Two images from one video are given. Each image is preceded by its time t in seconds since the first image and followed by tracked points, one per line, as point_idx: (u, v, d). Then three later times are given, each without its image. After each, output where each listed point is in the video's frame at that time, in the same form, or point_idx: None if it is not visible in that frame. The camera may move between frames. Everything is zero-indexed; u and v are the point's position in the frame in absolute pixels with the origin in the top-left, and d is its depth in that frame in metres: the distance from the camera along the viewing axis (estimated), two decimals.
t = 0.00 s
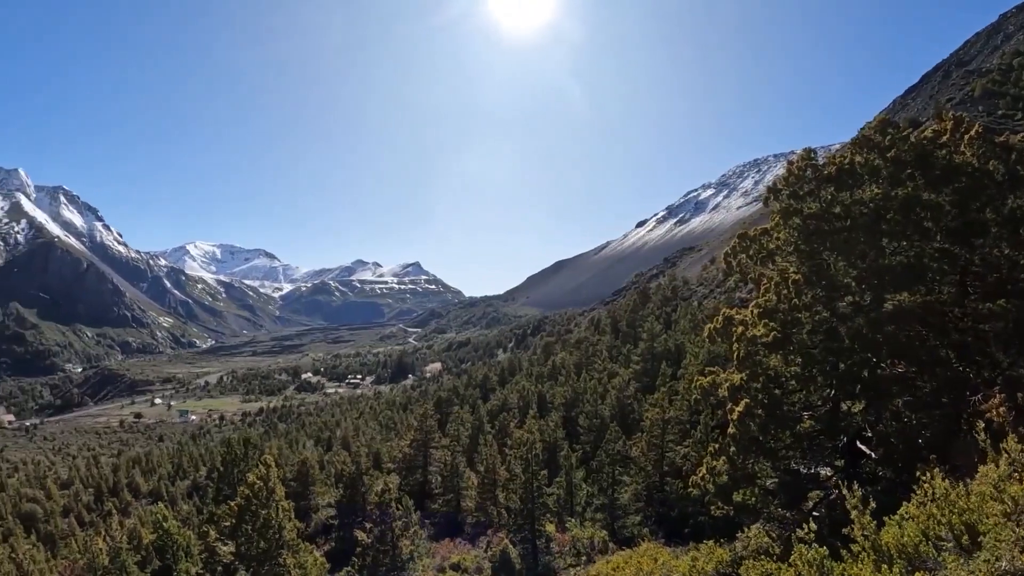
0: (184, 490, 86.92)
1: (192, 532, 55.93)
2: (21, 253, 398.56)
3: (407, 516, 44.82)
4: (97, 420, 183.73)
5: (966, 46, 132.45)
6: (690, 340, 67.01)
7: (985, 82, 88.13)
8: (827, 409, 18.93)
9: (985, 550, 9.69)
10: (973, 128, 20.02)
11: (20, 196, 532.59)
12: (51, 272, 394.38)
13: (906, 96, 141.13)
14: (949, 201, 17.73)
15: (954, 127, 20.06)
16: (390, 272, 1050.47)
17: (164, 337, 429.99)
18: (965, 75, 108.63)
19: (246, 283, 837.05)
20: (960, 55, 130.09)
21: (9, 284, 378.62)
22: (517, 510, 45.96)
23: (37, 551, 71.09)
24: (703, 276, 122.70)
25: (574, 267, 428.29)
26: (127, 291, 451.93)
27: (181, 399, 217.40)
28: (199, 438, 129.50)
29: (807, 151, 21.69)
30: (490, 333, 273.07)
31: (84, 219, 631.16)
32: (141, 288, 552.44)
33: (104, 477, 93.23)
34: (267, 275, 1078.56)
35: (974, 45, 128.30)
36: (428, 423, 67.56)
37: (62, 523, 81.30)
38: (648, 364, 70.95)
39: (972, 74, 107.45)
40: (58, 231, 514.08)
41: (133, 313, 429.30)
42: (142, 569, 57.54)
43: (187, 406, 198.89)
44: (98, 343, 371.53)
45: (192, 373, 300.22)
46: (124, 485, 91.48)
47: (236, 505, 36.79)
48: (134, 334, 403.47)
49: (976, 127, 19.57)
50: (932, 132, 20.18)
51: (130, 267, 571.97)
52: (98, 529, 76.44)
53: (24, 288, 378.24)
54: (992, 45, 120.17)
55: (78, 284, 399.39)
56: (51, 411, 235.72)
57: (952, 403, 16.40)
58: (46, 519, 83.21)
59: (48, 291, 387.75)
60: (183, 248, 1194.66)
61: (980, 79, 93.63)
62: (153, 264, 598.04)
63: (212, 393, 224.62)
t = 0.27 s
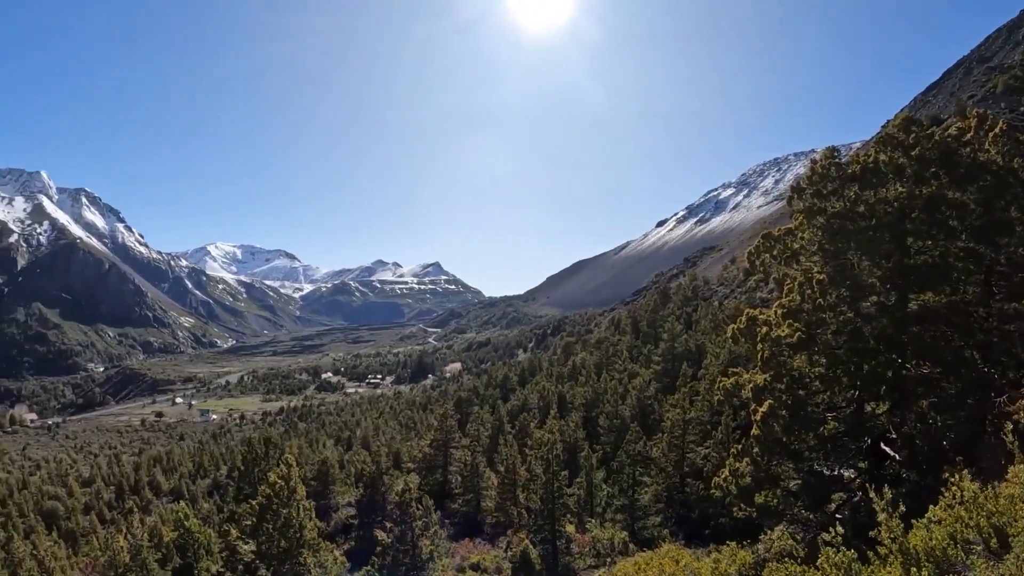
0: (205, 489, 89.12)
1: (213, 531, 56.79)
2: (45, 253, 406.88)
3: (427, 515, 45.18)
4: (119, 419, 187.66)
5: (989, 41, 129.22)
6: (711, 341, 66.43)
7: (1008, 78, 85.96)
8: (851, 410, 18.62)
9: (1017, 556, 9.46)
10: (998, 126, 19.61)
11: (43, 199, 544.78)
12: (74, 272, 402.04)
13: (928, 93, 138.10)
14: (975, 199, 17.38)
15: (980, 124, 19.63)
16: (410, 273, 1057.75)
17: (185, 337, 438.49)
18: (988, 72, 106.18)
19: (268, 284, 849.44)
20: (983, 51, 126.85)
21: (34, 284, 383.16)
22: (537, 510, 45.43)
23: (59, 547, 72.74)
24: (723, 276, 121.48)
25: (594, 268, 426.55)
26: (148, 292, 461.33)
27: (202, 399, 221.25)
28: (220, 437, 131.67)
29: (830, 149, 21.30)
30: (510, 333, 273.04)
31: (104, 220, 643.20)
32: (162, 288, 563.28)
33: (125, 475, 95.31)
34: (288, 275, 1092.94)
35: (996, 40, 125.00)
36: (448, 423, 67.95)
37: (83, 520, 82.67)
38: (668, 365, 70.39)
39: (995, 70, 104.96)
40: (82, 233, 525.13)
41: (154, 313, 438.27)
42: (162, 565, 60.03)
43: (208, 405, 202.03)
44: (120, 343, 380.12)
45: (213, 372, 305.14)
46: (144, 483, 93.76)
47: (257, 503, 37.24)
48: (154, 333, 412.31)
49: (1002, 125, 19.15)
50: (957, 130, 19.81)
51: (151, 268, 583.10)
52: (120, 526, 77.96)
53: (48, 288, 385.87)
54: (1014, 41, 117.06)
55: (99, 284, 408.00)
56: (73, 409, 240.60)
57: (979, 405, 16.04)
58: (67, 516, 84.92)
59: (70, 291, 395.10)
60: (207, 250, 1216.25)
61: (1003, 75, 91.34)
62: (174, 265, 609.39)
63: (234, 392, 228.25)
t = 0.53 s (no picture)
0: (226, 487, 91.12)
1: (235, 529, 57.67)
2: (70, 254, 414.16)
3: (448, 515, 45.48)
4: (143, 418, 191.86)
5: (1013, 35, 125.78)
6: (734, 341, 65.75)
7: None
8: (877, 411, 18.31)
9: None
10: None
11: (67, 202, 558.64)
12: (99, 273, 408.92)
13: (950, 90, 134.87)
14: (1002, 198, 17.06)
15: (1005, 121, 19.26)
16: (431, 273, 1064.08)
17: (207, 337, 447.17)
18: (1013, 68, 103.61)
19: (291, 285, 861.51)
20: (1006, 46, 123.39)
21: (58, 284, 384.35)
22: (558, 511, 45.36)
23: (82, 544, 74.90)
24: (746, 276, 119.94)
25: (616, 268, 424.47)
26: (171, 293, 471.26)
27: (224, 398, 225.24)
28: (241, 436, 133.97)
29: (854, 147, 20.94)
30: (533, 334, 272.74)
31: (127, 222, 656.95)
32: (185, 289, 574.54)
33: (147, 474, 97.58)
34: (310, 276, 1107.44)
35: (1020, 35, 121.60)
36: (469, 423, 68.38)
37: (106, 517, 84.79)
38: (690, 365, 69.78)
39: (1021, 66, 102.26)
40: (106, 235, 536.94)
41: (177, 313, 447.87)
42: (184, 563, 61.17)
43: (230, 405, 204.77)
44: (143, 343, 389.12)
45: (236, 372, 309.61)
46: (166, 481, 96.04)
47: (280, 502, 37.99)
48: (177, 333, 421.31)
49: None
50: (982, 127, 19.44)
51: (174, 269, 594.67)
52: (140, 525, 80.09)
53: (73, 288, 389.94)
54: None
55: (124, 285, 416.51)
56: (98, 408, 245.74)
57: (1006, 406, 15.74)
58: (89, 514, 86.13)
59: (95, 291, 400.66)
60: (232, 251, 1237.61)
61: None
62: (197, 266, 621.42)
63: (256, 392, 231.97)
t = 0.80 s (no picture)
0: (244, 486, 92.40)
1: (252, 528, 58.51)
2: (89, 255, 424.57)
3: (464, 515, 45.64)
4: (162, 417, 194.92)
5: None
6: (752, 342, 65.21)
7: None
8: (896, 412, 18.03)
9: None
10: None
11: (86, 203, 570.01)
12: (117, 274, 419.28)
13: (968, 88, 132.43)
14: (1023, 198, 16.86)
15: None
16: (448, 274, 1068.70)
17: (225, 337, 453.49)
18: None
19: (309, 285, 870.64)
20: None
21: (77, 284, 394.15)
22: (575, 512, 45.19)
23: (99, 542, 76.79)
24: (764, 276, 118.75)
25: (632, 268, 422.60)
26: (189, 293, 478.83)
27: (242, 398, 228.05)
28: (258, 436, 135.62)
29: (874, 145, 20.64)
30: (550, 334, 272.41)
31: (146, 224, 669.29)
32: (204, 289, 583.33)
33: (165, 472, 99.22)
34: (327, 276, 1117.51)
35: None
36: (486, 423, 68.65)
37: (122, 516, 86.43)
38: (708, 366, 69.30)
39: None
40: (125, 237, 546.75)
41: (195, 313, 455.12)
42: (201, 561, 62.14)
43: (248, 404, 207.28)
44: (162, 343, 395.94)
45: (254, 372, 313.29)
46: (184, 481, 97.43)
47: (297, 501, 38.44)
48: (195, 333, 428.92)
49: None
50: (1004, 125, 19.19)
51: (193, 270, 603.92)
52: (157, 523, 82.15)
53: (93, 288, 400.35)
54: None
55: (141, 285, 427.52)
56: (117, 408, 250.01)
57: None
58: (107, 512, 88.15)
59: (113, 291, 410.85)
60: (252, 252, 1253.94)
61: None
62: (215, 266, 630.90)
63: (274, 392, 234.67)
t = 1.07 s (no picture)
0: (261, 485, 93.70)
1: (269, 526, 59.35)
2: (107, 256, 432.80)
3: (481, 515, 45.84)
4: (180, 417, 197.83)
5: None
6: (771, 343, 64.56)
7: None
8: (915, 413, 17.73)
9: None
10: None
11: (104, 204, 580.27)
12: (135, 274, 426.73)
13: (990, 83, 129.77)
14: None
15: None
16: (466, 274, 1073.88)
17: (243, 338, 459.61)
18: None
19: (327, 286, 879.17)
20: None
21: (95, 285, 401.49)
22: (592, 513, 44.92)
23: (117, 539, 78.55)
24: (782, 276, 117.55)
25: (650, 269, 420.39)
26: (208, 294, 486.43)
27: (260, 397, 230.78)
28: (275, 436, 137.05)
29: (894, 145, 20.35)
30: (568, 335, 271.82)
31: (164, 225, 680.55)
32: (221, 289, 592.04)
33: (183, 472, 100.76)
34: (345, 277, 1128.20)
35: None
36: (503, 424, 68.96)
37: (140, 515, 88.02)
38: (726, 366, 68.68)
39: None
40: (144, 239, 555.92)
41: (213, 314, 462.08)
42: (217, 560, 62.76)
43: (266, 404, 209.31)
44: (180, 343, 402.65)
45: (271, 372, 317.05)
46: (202, 480, 98.88)
47: (314, 501, 38.89)
48: (212, 333, 435.39)
49: None
50: None
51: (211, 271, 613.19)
52: (174, 522, 83.96)
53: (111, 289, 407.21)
54: None
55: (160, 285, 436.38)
56: (136, 407, 254.34)
57: None
58: (125, 510, 90.05)
59: (131, 291, 417.80)
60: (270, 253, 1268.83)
61: None
62: (233, 267, 640.40)
63: (291, 392, 237.19)
